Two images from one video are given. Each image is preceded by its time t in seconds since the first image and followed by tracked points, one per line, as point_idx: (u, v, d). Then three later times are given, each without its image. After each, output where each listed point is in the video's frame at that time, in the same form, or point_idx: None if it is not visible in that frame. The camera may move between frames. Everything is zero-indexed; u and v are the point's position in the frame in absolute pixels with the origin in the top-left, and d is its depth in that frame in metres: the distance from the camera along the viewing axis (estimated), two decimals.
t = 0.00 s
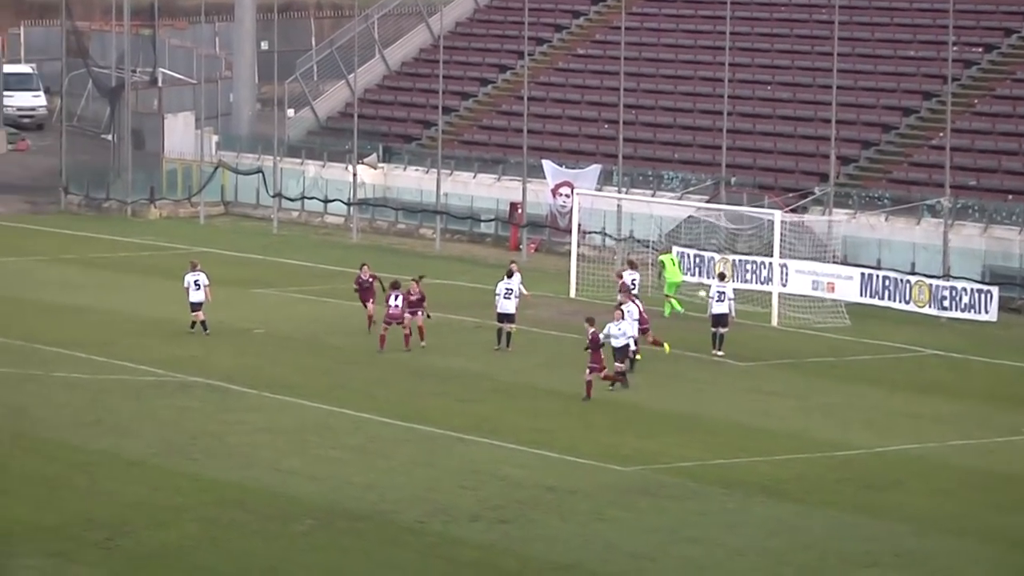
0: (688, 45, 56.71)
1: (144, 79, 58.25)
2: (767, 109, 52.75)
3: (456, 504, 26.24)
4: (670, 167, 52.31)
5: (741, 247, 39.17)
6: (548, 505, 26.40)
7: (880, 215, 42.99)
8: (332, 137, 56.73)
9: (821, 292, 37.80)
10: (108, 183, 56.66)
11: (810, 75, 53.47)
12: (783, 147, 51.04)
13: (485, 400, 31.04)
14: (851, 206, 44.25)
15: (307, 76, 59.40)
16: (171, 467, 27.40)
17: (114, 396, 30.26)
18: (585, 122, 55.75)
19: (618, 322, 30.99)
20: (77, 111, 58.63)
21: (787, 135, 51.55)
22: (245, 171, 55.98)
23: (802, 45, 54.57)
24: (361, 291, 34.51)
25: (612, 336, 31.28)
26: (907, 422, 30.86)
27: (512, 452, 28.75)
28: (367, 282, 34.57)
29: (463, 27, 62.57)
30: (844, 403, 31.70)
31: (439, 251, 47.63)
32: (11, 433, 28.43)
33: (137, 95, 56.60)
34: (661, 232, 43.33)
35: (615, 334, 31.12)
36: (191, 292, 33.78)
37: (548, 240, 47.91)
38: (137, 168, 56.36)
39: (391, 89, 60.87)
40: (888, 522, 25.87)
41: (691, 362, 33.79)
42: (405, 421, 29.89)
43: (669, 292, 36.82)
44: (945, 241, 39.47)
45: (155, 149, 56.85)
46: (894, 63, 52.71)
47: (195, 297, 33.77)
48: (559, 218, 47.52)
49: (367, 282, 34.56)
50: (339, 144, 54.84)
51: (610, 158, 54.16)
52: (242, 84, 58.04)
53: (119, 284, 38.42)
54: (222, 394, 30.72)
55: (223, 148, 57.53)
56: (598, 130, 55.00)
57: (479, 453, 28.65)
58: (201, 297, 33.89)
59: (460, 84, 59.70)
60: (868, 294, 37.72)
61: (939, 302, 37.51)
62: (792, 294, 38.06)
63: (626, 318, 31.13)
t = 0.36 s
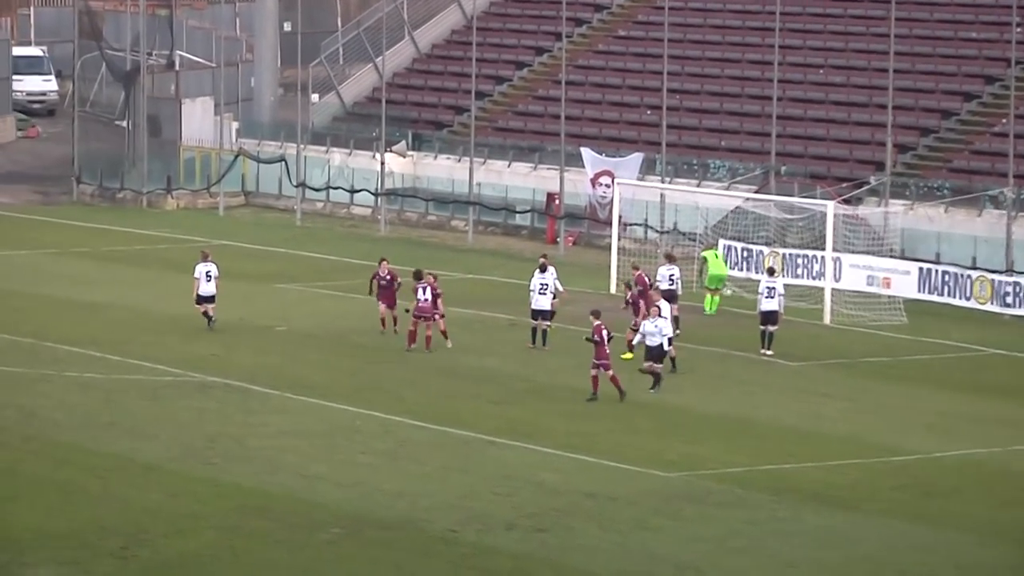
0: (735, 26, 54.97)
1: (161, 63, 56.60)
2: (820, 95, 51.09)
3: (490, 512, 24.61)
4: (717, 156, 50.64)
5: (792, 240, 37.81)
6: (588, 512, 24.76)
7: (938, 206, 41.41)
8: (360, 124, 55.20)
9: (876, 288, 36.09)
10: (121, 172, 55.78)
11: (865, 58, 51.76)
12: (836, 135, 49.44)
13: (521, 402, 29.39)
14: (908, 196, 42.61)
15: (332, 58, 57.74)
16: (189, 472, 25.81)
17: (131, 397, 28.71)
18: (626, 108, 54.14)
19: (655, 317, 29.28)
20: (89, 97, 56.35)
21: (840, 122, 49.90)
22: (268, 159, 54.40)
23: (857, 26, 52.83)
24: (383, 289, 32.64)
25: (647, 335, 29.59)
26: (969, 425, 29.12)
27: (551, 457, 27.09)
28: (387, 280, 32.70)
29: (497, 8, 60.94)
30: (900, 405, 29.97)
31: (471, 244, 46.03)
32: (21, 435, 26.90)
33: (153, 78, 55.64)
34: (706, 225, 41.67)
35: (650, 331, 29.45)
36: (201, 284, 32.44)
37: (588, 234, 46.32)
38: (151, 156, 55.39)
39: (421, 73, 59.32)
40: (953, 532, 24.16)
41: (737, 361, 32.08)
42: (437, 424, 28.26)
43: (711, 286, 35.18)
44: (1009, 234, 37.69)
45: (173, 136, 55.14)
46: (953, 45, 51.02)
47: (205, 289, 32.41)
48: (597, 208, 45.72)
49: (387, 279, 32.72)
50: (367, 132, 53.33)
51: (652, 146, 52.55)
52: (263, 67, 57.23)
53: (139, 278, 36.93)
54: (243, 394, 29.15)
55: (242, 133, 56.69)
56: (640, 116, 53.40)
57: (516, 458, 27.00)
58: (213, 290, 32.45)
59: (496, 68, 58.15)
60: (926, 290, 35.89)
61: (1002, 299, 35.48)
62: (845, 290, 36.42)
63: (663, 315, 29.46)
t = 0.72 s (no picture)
0: (790, 6, 52.70)
1: (169, 45, 54.97)
2: (882, 80, 48.94)
3: (525, 531, 22.42)
4: (771, 145, 48.46)
5: (852, 236, 35.97)
6: (632, 531, 22.55)
7: (1009, 201, 39.29)
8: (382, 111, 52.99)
9: (944, 289, 34.11)
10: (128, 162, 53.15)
11: (930, 40, 49.61)
12: (899, 123, 47.36)
13: (558, 411, 27.20)
14: (978, 189, 40.49)
15: (355, 41, 55.48)
16: (199, 487, 23.68)
17: (136, 405, 26.58)
18: (673, 93, 51.93)
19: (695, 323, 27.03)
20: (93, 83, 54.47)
21: (904, 109, 47.82)
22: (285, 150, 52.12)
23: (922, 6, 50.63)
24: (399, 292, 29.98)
25: (687, 342, 27.32)
26: None
27: (592, 472, 24.90)
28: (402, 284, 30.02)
29: None
30: (968, 416, 27.72)
31: (502, 240, 43.85)
32: (17, 447, 24.77)
33: (161, 62, 53.62)
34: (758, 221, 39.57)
35: (690, 338, 27.18)
36: (201, 284, 30.24)
37: (630, 229, 44.13)
38: (159, 148, 52.87)
39: (450, 56, 57.21)
40: None
41: (789, 368, 29.86)
42: (468, 436, 26.08)
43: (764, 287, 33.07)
44: None
45: (182, 124, 52.69)
46: None
47: (205, 290, 30.24)
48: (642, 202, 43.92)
49: (404, 283, 30.13)
50: (392, 120, 51.09)
51: (700, 134, 50.39)
52: (281, 50, 54.25)
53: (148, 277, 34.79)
54: (257, 402, 27.02)
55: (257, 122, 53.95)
56: (687, 102, 51.33)
57: (553, 472, 24.82)
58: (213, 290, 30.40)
59: (533, 51, 56.04)
60: (996, 292, 33.73)
61: None
62: (910, 291, 34.42)
63: (702, 319, 27.21)
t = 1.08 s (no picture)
0: None
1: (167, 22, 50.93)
2: (941, 62, 46.75)
3: (553, 549, 20.38)
4: (821, 132, 46.23)
5: (909, 231, 34.00)
6: (671, 551, 20.49)
7: None
8: (400, 95, 50.85)
9: (1008, 288, 31.80)
10: (124, 150, 51.15)
11: (992, 19, 47.45)
12: (961, 110, 45.21)
13: (591, 420, 25.16)
14: None
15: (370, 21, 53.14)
16: (200, 504, 21.70)
17: (134, 413, 24.61)
18: (715, 76, 49.59)
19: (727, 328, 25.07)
20: (88, 64, 52.12)
21: (967, 93, 45.74)
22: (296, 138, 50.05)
23: None
24: (414, 301, 27.43)
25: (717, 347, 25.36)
26: None
27: (629, 487, 22.86)
28: (417, 293, 27.42)
29: None
30: None
31: (529, 235, 41.81)
32: (3, 459, 22.83)
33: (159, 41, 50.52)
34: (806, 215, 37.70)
35: (722, 344, 25.20)
36: (190, 281, 28.37)
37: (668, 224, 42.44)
38: (158, 135, 50.80)
39: (474, 36, 55.01)
40: None
41: (839, 374, 27.78)
42: (493, 447, 24.05)
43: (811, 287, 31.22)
44: None
45: (182, 111, 50.76)
46: None
47: (194, 287, 28.35)
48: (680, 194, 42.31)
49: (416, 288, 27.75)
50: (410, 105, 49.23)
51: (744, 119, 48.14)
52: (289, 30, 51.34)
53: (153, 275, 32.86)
54: (265, 409, 25.03)
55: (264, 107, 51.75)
56: (731, 86, 48.68)
57: (585, 488, 22.76)
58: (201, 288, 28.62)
59: (563, 30, 53.79)
60: None
61: None
62: (972, 290, 32.48)
63: (735, 324, 25.23)
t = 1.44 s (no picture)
0: None
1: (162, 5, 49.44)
2: (996, 43, 44.77)
3: (576, 569, 18.51)
4: (865, 116, 44.13)
5: (959, 225, 31.95)
6: (705, 571, 18.63)
7: None
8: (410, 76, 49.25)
9: None
10: (112, 136, 48.14)
11: None
12: (1016, 93, 43.17)
13: (617, 428, 23.32)
14: None
15: None
16: (193, 518, 19.89)
17: (124, 420, 22.81)
18: (750, 56, 47.42)
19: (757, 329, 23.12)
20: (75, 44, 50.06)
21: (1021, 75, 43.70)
22: (299, 122, 48.05)
23: None
24: (421, 302, 25.37)
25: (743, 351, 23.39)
26: None
27: (659, 501, 21.01)
28: (423, 293, 25.41)
29: None
30: None
31: (549, 228, 39.84)
32: None
33: (151, 19, 48.15)
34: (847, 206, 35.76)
35: (750, 347, 23.26)
36: (164, 277, 26.67)
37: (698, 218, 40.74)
38: (149, 120, 47.82)
39: (490, 14, 52.83)
40: None
41: (882, 378, 25.92)
42: (512, 457, 22.22)
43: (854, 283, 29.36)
44: None
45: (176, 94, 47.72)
46: None
47: (167, 283, 26.63)
48: (713, 183, 40.23)
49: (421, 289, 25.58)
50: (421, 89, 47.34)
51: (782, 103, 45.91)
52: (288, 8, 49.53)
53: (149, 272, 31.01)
54: (264, 416, 23.20)
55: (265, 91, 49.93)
56: (767, 67, 46.66)
57: (610, 502, 20.91)
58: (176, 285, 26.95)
59: (586, 8, 51.60)
60: None
61: None
62: None
63: (762, 326, 23.35)
